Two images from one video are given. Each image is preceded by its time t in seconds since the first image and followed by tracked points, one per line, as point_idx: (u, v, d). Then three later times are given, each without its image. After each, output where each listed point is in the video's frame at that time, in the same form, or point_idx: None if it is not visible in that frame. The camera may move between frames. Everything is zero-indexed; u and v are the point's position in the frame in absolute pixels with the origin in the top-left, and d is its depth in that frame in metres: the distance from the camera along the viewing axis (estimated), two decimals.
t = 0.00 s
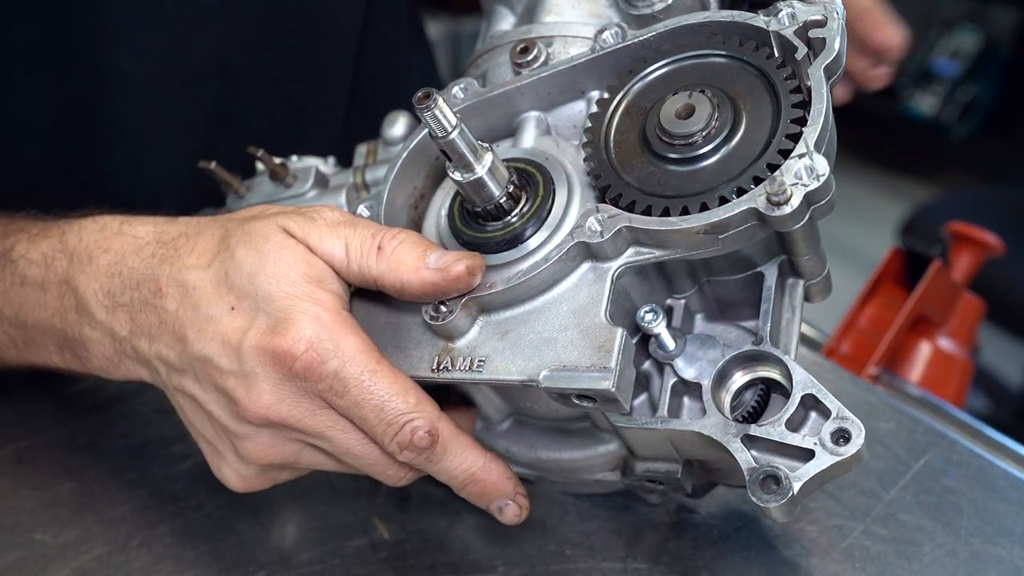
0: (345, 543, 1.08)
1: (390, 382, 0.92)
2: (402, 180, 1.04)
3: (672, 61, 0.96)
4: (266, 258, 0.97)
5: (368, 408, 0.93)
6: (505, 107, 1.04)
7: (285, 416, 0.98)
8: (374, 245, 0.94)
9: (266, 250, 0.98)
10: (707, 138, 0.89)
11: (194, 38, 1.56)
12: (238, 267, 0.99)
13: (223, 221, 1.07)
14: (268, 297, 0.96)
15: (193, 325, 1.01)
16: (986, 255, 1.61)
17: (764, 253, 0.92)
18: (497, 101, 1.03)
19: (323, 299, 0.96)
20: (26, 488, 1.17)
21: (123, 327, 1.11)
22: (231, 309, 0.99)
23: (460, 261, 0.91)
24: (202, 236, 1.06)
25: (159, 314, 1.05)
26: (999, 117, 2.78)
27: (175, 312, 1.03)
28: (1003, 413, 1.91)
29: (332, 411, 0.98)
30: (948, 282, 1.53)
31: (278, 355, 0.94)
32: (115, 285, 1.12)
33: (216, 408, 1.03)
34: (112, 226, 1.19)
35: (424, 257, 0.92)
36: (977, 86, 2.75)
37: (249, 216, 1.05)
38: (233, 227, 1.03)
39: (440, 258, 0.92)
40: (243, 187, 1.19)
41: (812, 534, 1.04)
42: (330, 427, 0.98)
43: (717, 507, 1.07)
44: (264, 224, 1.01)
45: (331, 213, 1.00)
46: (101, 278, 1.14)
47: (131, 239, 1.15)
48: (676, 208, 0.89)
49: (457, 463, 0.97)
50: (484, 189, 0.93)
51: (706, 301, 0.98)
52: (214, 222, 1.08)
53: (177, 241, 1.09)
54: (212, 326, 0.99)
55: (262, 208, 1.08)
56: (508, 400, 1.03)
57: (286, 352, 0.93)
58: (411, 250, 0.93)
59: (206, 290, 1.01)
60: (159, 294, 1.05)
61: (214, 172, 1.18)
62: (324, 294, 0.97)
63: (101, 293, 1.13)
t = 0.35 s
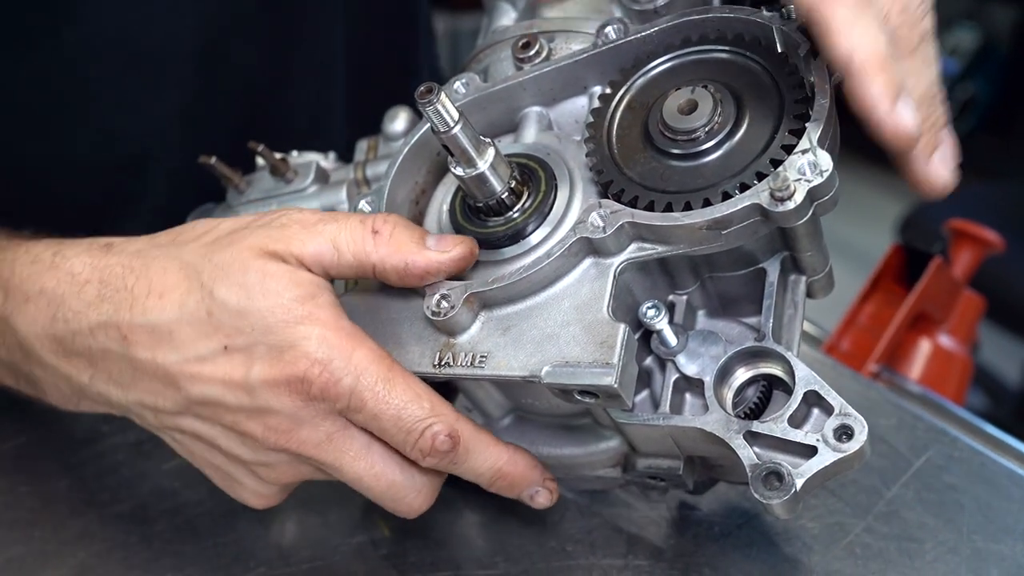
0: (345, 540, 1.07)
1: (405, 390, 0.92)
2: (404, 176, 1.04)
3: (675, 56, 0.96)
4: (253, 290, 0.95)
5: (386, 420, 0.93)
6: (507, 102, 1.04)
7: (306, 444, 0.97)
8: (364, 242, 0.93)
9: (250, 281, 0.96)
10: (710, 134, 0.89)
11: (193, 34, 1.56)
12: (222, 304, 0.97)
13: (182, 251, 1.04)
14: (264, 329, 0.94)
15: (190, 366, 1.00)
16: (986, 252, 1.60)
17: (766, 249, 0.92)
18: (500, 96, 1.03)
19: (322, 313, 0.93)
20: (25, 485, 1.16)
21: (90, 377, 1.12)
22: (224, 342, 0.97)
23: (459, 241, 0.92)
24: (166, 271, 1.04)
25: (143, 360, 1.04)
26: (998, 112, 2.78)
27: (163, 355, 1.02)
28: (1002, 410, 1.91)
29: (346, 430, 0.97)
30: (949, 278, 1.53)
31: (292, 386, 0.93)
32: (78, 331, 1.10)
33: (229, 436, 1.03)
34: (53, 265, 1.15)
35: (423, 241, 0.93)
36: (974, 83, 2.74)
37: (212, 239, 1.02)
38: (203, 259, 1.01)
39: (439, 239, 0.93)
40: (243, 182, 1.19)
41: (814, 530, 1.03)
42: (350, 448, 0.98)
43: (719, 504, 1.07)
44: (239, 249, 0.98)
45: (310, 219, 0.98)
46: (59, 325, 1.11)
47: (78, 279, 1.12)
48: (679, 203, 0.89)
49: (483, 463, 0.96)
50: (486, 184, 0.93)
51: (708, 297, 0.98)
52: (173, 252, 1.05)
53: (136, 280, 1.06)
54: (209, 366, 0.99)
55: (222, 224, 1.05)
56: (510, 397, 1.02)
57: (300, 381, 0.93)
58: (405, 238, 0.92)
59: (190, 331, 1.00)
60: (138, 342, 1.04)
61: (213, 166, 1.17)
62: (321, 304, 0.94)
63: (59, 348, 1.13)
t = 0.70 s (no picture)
0: (345, 540, 1.07)
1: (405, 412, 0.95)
2: (404, 174, 1.04)
3: (676, 56, 0.96)
4: (247, 347, 0.89)
5: (391, 441, 0.96)
6: (510, 102, 1.03)
7: (307, 475, 1.00)
8: (357, 244, 0.91)
9: (243, 336, 0.90)
10: (711, 134, 0.90)
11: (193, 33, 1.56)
12: (212, 358, 0.89)
13: (140, 293, 0.92)
14: (262, 388, 0.89)
15: (174, 422, 0.94)
16: (985, 252, 1.61)
17: (767, 249, 0.92)
18: (502, 96, 1.02)
19: (321, 363, 0.91)
20: (25, 484, 1.16)
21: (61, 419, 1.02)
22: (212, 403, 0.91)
23: (432, 207, 0.95)
24: (126, 319, 0.92)
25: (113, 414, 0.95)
26: (995, 113, 2.78)
27: (138, 411, 0.93)
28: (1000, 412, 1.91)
29: (343, 456, 0.99)
30: (949, 278, 1.53)
31: (297, 440, 0.92)
32: (32, 382, 0.97)
33: (211, 467, 1.01)
34: None
35: (406, 220, 0.93)
36: (972, 85, 2.73)
37: (181, 280, 0.91)
38: (177, 306, 0.90)
39: (415, 213, 0.94)
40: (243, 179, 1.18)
41: (816, 531, 1.03)
42: (346, 469, 1.01)
43: (720, 504, 1.07)
44: (220, 298, 0.90)
45: (288, 244, 0.92)
46: (16, 382, 0.99)
47: (15, 330, 0.98)
48: (680, 203, 0.89)
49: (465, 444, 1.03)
50: (487, 184, 0.93)
51: (708, 297, 0.98)
52: (127, 294, 0.92)
53: (87, 329, 0.93)
54: (196, 421, 0.93)
55: (184, 254, 0.93)
56: (510, 397, 1.02)
57: (307, 438, 0.92)
58: (395, 227, 0.92)
59: (168, 390, 0.91)
60: (104, 398, 0.93)
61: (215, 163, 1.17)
62: (318, 353, 0.91)
63: (19, 399, 1.01)
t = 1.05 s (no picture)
0: (347, 539, 1.07)
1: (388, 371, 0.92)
2: (402, 169, 1.03)
3: (670, 55, 0.95)
4: (244, 276, 0.87)
5: (370, 401, 0.93)
6: (509, 97, 1.02)
7: (291, 413, 0.96)
8: (362, 236, 0.91)
9: (241, 266, 0.87)
10: (706, 131, 0.89)
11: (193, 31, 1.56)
12: (210, 284, 0.87)
13: (151, 216, 0.90)
14: (256, 315, 0.88)
15: (169, 340, 0.90)
16: (986, 251, 1.60)
17: (763, 250, 0.91)
18: (501, 92, 1.02)
19: (316, 301, 0.89)
20: (26, 484, 1.16)
21: (64, 339, 0.98)
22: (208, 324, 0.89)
23: (447, 221, 0.94)
24: (134, 237, 0.90)
25: (113, 328, 0.92)
26: (991, 113, 2.80)
27: (137, 326, 0.90)
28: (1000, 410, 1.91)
29: (326, 404, 0.96)
30: (949, 278, 1.53)
31: (285, 370, 0.89)
32: (37, 296, 0.94)
33: (201, 396, 0.98)
34: None
35: (414, 227, 0.93)
36: (971, 85, 2.72)
37: (189, 211, 0.90)
38: (183, 231, 0.89)
39: (426, 222, 0.93)
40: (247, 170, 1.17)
41: (818, 529, 1.03)
42: (329, 417, 0.98)
43: (722, 503, 1.07)
44: (225, 229, 0.88)
45: (294, 192, 0.91)
46: (20, 294, 0.95)
47: (27, 238, 0.95)
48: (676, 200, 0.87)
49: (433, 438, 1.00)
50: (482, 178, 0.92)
51: (704, 297, 0.97)
52: (140, 214, 0.91)
53: (96, 242, 0.91)
54: (188, 346, 0.90)
55: (195, 184, 0.92)
56: (505, 393, 1.01)
57: (290, 374, 0.89)
58: (402, 234, 0.92)
59: (168, 307, 0.89)
60: (108, 311, 0.90)
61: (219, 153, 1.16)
62: (314, 291, 0.89)
63: (19, 314, 0.97)
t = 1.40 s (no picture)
0: (351, 542, 1.06)
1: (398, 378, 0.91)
2: (405, 171, 1.02)
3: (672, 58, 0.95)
4: (250, 290, 0.87)
5: (381, 408, 0.93)
6: (513, 99, 1.02)
7: (302, 424, 0.96)
8: (365, 229, 0.90)
9: (247, 280, 0.87)
10: (710, 133, 0.89)
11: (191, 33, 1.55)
12: (215, 300, 0.87)
13: (150, 234, 0.90)
14: (263, 330, 0.87)
15: (176, 360, 0.91)
16: (987, 251, 1.60)
17: (767, 251, 0.90)
18: (504, 94, 1.01)
19: (322, 311, 0.88)
20: (26, 488, 1.16)
21: (63, 364, 0.98)
22: (215, 342, 0.88)
23: (449, 211, 0.93)
24: (134, 257, 0.90)
25: (115, 351, 0.92)
26: (989, 113, 2.79)
27: (141, 348, 0.91)
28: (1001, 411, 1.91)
29: (338, 414, 0.96)
30: (951, 278, 1.53)
31: (295, 384, 0.89)
32: (34, 322, 0.94)
33: (207, 412, 0.98)
34: None
35: (416, 219, 0.92)
36: (967, 84, 2.71)
37: (188, 226, 0.90)
38: (185, 249, 0.89)
39: (427, 212, 0.92)
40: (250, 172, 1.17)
41: (823, 531, 1.03)
42: (341, 426, 0.97)
43: (726, 505, 1.06)
44: (228, 243, 0.88)
45: (295, 204, 0.90)
46: (18, 320, 0.94)
47: (22, 263, 0.94)
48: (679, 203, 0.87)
49: (446, 441, 1.00)
50: (485, 181, 0.92)
51: (709, 300, 0.96)
52: (138, 232, 0.91)
53: (94, 264, 0.91)
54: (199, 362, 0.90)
55: (194, 200, 0.91)
56: (510, 397, 1.00)
57: (301, 386, 0.89)
58: (405, 227, 0.91)
59: (172, 328, 0.88)
60: (109, 335, 0.90)
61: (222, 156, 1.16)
62: (320, 301, 0.89)
63: (19, 340, 0.97)
